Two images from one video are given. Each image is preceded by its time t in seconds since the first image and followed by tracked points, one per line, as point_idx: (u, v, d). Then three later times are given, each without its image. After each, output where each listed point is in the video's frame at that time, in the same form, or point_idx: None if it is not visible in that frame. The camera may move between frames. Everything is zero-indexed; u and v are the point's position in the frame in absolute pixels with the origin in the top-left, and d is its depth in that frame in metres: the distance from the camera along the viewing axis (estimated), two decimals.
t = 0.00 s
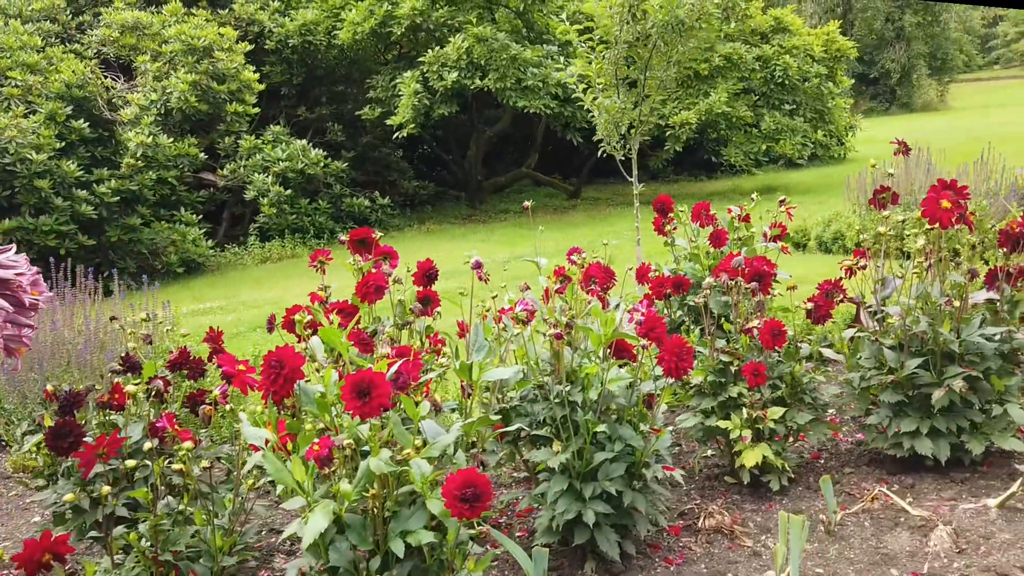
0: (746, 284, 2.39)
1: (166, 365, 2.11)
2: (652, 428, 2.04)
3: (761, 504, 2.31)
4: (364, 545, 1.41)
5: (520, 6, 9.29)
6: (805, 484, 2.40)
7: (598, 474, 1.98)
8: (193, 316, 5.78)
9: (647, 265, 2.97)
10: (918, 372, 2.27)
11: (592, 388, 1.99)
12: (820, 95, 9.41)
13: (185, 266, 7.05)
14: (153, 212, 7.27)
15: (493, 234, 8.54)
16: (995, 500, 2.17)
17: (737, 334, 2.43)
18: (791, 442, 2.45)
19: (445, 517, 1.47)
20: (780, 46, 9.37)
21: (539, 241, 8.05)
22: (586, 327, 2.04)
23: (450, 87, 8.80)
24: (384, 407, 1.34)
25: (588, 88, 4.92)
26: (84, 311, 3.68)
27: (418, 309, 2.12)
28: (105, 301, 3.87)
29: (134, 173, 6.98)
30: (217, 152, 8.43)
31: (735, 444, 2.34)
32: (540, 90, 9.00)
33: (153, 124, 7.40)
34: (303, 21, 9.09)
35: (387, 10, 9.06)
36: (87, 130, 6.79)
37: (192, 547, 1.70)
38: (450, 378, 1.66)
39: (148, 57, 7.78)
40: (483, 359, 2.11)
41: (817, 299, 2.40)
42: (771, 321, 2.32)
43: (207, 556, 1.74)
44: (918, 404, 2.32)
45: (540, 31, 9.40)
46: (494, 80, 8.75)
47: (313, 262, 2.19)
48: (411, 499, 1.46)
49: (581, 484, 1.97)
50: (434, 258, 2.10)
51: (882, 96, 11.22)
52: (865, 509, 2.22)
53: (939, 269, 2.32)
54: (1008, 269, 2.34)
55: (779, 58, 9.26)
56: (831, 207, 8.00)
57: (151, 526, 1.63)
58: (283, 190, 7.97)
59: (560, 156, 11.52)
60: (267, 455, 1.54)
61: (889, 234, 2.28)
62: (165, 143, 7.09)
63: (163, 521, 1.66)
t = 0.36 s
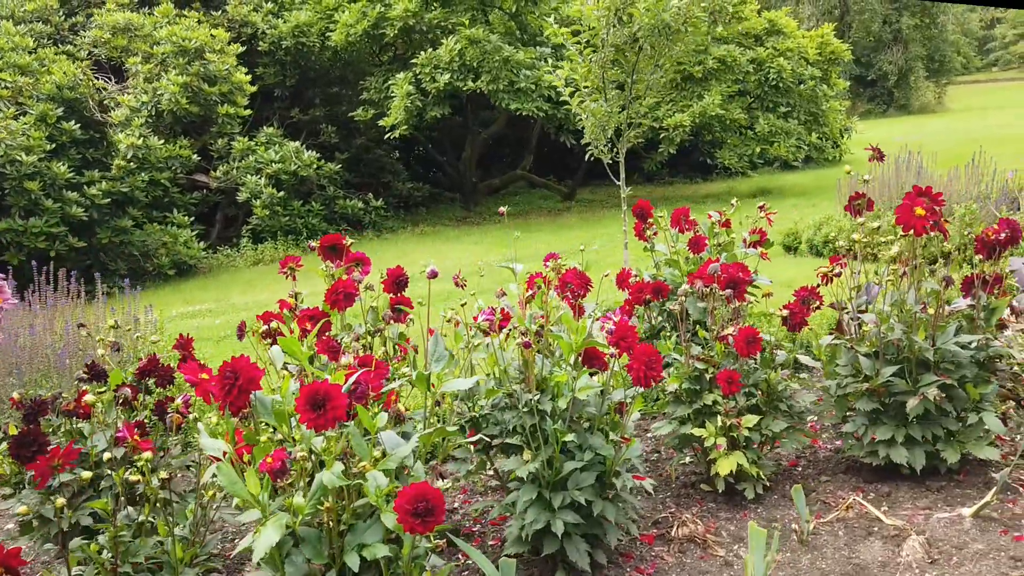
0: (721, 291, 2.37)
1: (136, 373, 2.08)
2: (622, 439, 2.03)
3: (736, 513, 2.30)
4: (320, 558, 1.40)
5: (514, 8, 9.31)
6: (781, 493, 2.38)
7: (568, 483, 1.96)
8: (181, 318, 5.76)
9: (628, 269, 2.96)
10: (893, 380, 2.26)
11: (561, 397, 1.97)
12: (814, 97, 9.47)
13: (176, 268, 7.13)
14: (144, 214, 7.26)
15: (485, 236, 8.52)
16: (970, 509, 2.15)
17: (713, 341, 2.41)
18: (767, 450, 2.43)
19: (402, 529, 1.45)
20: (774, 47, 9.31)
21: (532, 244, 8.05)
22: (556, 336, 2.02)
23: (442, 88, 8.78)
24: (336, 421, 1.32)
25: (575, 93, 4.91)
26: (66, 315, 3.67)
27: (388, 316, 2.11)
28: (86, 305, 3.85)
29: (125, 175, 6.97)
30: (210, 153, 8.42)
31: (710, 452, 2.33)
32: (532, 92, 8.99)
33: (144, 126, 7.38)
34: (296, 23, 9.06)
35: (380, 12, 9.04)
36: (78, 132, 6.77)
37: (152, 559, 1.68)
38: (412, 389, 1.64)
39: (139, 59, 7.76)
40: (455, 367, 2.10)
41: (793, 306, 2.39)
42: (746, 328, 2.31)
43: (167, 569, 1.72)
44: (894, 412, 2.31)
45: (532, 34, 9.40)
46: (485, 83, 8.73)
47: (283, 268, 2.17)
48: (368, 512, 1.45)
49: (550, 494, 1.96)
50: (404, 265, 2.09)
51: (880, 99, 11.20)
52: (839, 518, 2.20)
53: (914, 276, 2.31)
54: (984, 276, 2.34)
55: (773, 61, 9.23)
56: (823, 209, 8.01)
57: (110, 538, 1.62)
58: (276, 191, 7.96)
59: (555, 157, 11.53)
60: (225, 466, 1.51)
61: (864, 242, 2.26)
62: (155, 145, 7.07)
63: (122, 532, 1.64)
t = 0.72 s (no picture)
0: (696, 296, 2.35)
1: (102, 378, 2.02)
2: (593, 446, 2.00)
3: (712, 520, 2.27)
4: (273, 569, 1.37)
5: (507, 9, 9.30)
6: (758, 499, 2.36)
7: (538, 491, 1.94)
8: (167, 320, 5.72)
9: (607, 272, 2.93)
10: (870, 386, 2.23)
11: (530, 403, 1.94)
12: (808, 99, 9.41)
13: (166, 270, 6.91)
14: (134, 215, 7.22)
15: (477, 238, 8.48)
16: (947, 516, 2.13)
17: (689, 346, 2.38)
18: (745, 456, 2.40)
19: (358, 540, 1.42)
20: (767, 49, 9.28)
21: (524, 245, 8.01)
22: (526, 342, 1.99)
23: (434, 89, 8.74)
24: (286, 431, 1.29)
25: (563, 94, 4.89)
26: (47, 319, 3.63)
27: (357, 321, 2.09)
28: (67, 308, 3.81)
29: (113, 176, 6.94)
30: (201, 154, 8.37)
31: (685, 459, 2.31)
32: (524, 93, 8.95)
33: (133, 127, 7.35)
34: (288, 24, 8.99)
35: (371, 12, 9.00)
36: (66, 133, 6.73)
37: (110, 567, 1.66)
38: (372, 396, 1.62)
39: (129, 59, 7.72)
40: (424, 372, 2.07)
41: (769, 311, 2.36)
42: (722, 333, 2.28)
43: None
44: (871, 418, 2.28)
45: (524, 35, 9.36)
46: (476, 84, 8.70)
47: (251, 272, 2.15)
48: (323, 522, 1.42)
49: (519, 502, 1.93)
50: (372, 269, 2.06)
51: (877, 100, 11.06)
52: (815, 525, 2.18)
53: (892, 280, 2.28)
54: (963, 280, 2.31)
55: (766, 63, 9.32)
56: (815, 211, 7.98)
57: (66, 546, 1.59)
58: (267, 192, 7.91)
59: (549, 159, 11.50)
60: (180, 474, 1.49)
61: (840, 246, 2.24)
62: (144, 146, 7.03)
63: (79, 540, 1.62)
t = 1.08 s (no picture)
0: (673, 297, 2.30)
1: (60, 380, 1.95)
2: (564, 450, 1.95)
3: (689, 525, 2.22)
4: None
5: (499, 8, 9.26)
6: (738, 504, 2.31)
7: (507, 496, 1.89)
8: (151, 320, 5.63)
9: (588, 272, 2.88)
10: (850, 389, 2.19)
11: (500, 406, 1.89)
12: (800, 99, 9.38)
13: (154, 270, 6.86)
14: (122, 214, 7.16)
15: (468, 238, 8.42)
16: (928, 522, 2.08)
17: (666, 347, 2.34)
18: (723, 460, 2.36)
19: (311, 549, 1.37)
20: (760, 50, 9.23)
21: (515, 246, 7.96)
22: (496, 343, 1.95)
23: (425, 88, 8.69)
24: (231, 437, 1.25)
25: (548, 93, 4.84)
26: (25, 319, 3.56)
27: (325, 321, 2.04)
28: (45, 309, 3.74)
29: (101, 175, 6.87)
30: (192, 153, 8.29)
31: (663, 462, 2.26)
32: (515, 92, 8.90)
33: (121, 125, 7.28)
34: (279, 23, 8.92)
35: (362, 11, 8.94)
36: (53, 131, 6.67)
37: None
38: (329, 399, 1.56)
39: (116, 57, 7.62)
40: (394, 375, 2.02)
41: (749, 311, 2.32)
42: (700, 334, 2.23)
43: None
44: (852, 422, 2.24)
45: (516, 34, 9.31)
46: (468, 83, 8.66)
47: (216, 271, 2.10)
48: (275, 531, 1.37)
49: (488, 507, 1.87)
50: (339, 268, 2.01)
51: (871, 102, 10.65)
52: (794, 531, 2.12)
53: (873, 280, 2.24)
54: (946, 281, 2.27)
55: (759, 63, 9.11)
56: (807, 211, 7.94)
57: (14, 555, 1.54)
58: (257, 192, 7.84)
59: (541, 159, 11.46)
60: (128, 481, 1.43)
61: (821, 246, 2.19)
62: (132, 144, 6.96)
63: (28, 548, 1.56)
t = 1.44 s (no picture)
0: (657, 302, 2.25)
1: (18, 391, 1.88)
2: (542, 462, 1.89)
3: (673, 537, 2.17)
4: None
5: (491, 8, 9.22)
6: (722, 514, 2.26)
7: (482, 510, 1.83)
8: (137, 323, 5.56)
9: (573, 276, 2.82)
10: (837, 397, 2.13)
11: (475, 416, 1.83)
12: (795, 100, 9.34)
13: (144, 271, 6.76)
14: (112, 215, 7.07)
15: (461, 239, 8.38)
16: (917, 535, 2.03)
17: (649, 355, 2.27)
18: (707, 470, 2.30)
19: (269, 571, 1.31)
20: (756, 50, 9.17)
21: (508, 246, 7.91)
22: (472, 352, 1.89)
23: (417, 88, 8.64)
24: (180, 455, 1.18)
25: (538, 93, 4.79)
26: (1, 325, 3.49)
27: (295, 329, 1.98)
28: (24, 313, 3.66)
29: (89, 176, 6.79)
30: (183, 154, 8.20)
31: (646, 473, 2.20)
32: (508, 92, 8.85)
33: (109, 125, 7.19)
34: (271, 22, 8.84)
35: (354, 10, 8.87)
36: (40, 131, 6.59)
37: None
38: (289, 413, 1.50)
39: (105, 56, 7.53)
40: (366, 383, 1.96)
41: (734, 317, 2.26)
42: (684, 341, 2.17)
43: None
44: (838, 431, 2.18)
45: (509, 34, 9.26)
46: (461, 83, 8.61)
47: (183, 277, 2.03)
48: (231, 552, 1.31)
49: (463, 522, 1.81)
50: (311, 274, 1.95)
51: (866, 102, 10.98)
52: (779, 544, 2.07)
53: (860, 285, 2.18)
54: (934, 287, 2.22)
55: (753, 63, 9.01)
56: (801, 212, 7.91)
57: None
58: (248, 193, 7.77)
59: (535, 159, 11.42)
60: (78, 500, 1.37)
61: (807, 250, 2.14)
62: (120, 144, 6.88)
63: None
